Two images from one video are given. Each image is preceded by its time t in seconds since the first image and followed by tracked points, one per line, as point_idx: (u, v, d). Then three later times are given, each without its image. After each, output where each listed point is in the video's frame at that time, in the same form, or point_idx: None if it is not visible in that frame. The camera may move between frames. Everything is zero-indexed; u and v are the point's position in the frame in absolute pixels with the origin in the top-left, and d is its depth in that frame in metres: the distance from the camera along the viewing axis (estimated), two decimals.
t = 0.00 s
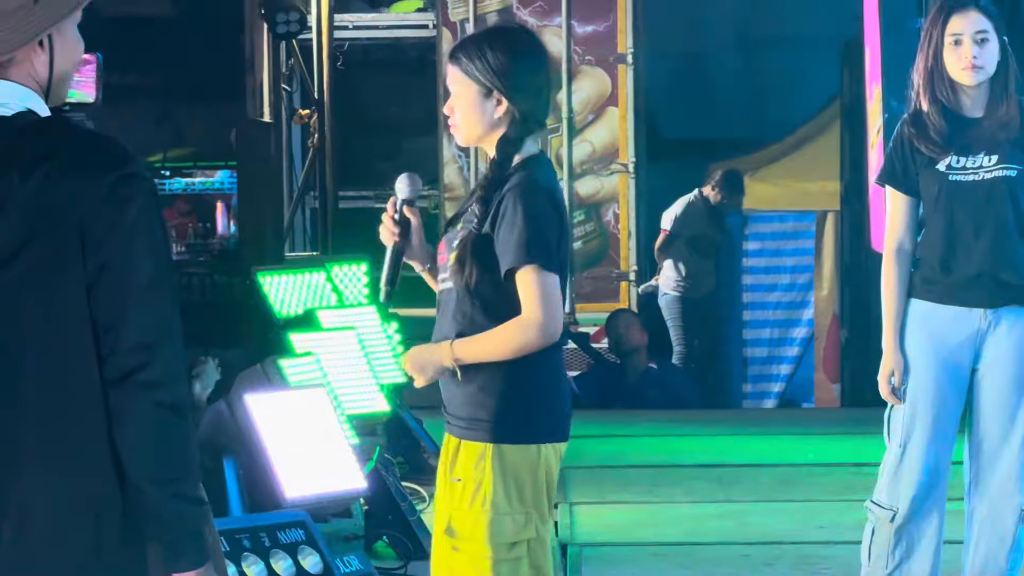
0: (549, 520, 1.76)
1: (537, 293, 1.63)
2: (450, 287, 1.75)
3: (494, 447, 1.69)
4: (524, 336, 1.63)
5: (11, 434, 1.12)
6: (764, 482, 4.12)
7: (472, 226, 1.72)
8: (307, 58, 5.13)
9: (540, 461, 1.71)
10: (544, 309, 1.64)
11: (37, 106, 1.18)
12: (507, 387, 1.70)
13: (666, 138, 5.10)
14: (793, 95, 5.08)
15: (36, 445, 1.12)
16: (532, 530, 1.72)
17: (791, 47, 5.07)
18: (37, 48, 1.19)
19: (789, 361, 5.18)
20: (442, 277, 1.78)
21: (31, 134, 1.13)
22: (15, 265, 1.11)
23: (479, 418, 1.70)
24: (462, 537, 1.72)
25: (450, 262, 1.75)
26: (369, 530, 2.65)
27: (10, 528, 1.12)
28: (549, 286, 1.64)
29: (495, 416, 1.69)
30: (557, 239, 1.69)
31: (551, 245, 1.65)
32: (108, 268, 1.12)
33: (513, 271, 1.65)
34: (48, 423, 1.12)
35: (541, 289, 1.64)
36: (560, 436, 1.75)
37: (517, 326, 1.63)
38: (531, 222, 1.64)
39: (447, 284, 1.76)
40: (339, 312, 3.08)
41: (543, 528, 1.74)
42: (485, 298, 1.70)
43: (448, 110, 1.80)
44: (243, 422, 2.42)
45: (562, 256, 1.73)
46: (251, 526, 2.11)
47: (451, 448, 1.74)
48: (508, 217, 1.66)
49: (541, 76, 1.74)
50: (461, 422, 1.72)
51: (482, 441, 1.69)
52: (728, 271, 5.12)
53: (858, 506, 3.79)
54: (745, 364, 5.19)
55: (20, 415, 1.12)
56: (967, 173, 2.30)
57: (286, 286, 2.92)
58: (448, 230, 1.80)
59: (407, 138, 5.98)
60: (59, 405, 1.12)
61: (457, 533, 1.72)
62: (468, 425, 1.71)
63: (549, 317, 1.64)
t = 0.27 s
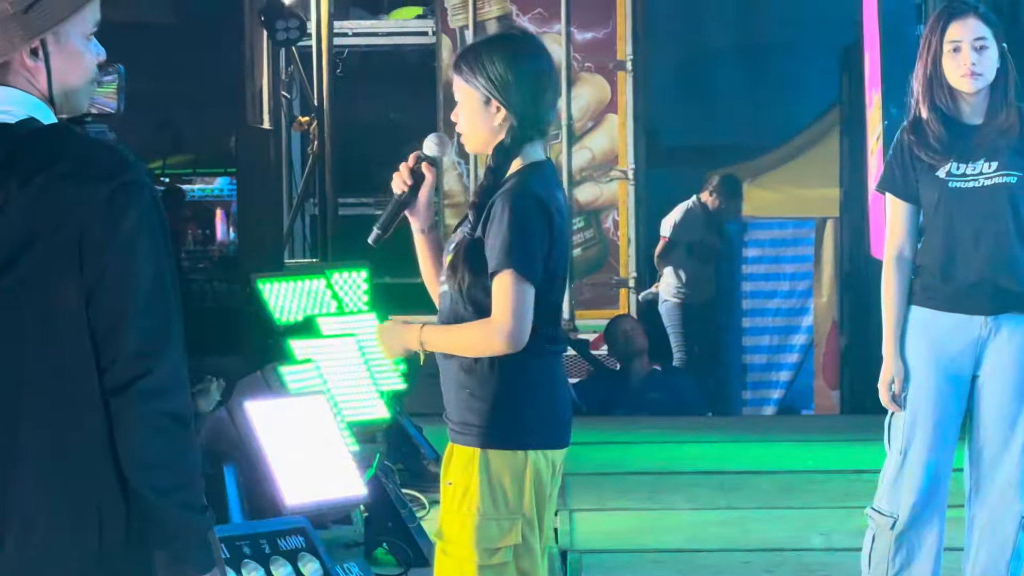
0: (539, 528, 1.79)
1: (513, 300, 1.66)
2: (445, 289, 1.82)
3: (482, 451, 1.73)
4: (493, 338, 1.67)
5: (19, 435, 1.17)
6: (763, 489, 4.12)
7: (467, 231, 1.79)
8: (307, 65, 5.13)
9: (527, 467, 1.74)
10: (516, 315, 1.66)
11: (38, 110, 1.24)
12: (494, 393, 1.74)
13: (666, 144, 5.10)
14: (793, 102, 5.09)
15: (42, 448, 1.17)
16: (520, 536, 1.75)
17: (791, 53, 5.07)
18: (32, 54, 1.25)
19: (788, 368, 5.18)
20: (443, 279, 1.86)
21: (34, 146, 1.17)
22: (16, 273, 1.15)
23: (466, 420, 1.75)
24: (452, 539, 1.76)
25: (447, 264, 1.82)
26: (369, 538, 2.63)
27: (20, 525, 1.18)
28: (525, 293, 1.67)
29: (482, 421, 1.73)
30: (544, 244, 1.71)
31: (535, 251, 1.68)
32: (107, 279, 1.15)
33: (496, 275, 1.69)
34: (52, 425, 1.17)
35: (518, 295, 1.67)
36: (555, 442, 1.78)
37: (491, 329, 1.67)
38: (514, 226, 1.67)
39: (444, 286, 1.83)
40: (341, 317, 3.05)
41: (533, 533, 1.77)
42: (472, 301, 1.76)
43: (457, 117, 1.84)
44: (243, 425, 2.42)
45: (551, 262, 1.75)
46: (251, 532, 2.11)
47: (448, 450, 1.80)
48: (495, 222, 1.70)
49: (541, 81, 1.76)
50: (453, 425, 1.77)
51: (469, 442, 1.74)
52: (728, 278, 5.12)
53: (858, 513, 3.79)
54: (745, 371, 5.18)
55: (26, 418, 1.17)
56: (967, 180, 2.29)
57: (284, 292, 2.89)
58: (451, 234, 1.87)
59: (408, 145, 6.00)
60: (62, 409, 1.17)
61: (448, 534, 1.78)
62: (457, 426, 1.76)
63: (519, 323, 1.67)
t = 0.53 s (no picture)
0: (543, 535, 1.78)
1: (519, 303, 1.66)
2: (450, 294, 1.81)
3: (486, 458, 1.73)
4: (505, 342, 1.67)
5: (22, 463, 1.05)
6: (765, 496, 4.11)
7: (473, 237, 1.79)
8: (307, 72, 5.14)
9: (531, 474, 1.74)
10: (524, 319, 1.66)
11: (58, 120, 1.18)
12: (498, 399, 1.73)
13: (666, 151, 5.11)
14: (793, 109, 5.10)
15: (47, 474, 1.05)
16: (525, 542, 1.74)
17: (791, 61, 5.09)
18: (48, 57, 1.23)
19: (789, 375, 5.18)
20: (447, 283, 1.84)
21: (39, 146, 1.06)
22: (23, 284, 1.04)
23: (471, 426, 1.74)
24: (457, 547, 1.75)
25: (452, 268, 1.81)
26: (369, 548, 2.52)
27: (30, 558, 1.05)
28: (531, 297, 1.67)
29: (486, 427, 1.72)
30: (550, 248, 1.71)
31: (540, 255, 1.68)
32: (120, 288, 1.04)
33: (501, 280, 1.69)
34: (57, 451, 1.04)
35: (524, 299, 1.66)
36: (560, 451, 1.77)
37: (496, 333, 1.67)
38: (519, 230, 1.67)
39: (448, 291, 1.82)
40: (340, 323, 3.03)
41: (536, 540, 1.76)
42: (478, 306, 1.75)
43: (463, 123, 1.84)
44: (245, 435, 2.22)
45: (558, 263, 1.76)
46: (255, 538, 1.97)
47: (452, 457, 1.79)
48: (499, 226, 1.70)
49: (549, 87, 1.76)
50: (457, 431, 1.77)
51: (473, 449, 1.73)
52: (729, 284, 5.12)
53: (860, 520, 3.78)
54: (745, 377, 5.19)
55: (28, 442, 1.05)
56: (968, 186, 2.30)
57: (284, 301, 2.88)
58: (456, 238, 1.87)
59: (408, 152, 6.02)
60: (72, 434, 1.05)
61: (451, 540, 1.77)
62: (462, 432, 1.75)
63: (527, 328, 1.67)
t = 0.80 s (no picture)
0: (546, 537, 1.79)
1: (530, 301, 1.67)
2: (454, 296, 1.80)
3: (489, 461, 1.72)
4: (518, 344, 1.67)
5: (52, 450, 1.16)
6: (764, 501, 4.10)
7: (474, 239, 1.78)
8: (306, 77, 5.14)
9: (534, 478, 1.74)
10: (535, 317, 1.66)
11: (90, 127, 1.22)
12: (502, 401, 1.73)
13: (666, 156, 5.11)
14: (793, 113, 5.10)
15: (76, 464, 1.16)
16: (528, 545, 1.76)
17: (791, 65, 5.09)
18: (106, 70, 1.24)
19: (788, 380, 5.17)
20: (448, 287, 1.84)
21: (74, 161, 1.18)
22: (57, 288, 1.15)
23: (475, 431, 1.73)
24: (459, 552, 1.75)
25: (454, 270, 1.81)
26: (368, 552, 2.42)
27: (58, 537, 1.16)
28: (540, 294, 1.67)
29: (490, 430, 1.72)
30: (552, 248, 1.72)
31: (542, 254, 1.68)
32: (147, 295, 1.16)
33: (508, 278, 1.69)
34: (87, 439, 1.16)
35: (532, 297, 1.67)
36: (563, 456, 1.76)
37: (507, 331, 1.67)
38: (520, 229, 1.68)
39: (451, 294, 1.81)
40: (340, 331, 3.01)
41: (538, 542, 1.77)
42: (484, 307, 1.75)
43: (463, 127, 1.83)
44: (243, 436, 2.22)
45: (561, 264, 1.76)
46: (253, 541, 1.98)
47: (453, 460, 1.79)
48: (501, 226, 1.71)
49: (548, 91, 1.76)
50: (459, 435, 1.76)
51: (476, 453, 1.73)
52: (728, 289, 5.12)
53: (860, 525, 3.77)
54: (744, 383, 5.17)
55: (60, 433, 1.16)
56: (968, 191, 2.30)
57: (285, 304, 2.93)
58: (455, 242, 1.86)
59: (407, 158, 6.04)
60: (100, 425, 1.16)
61: (452, 544, 1.77)
62: (465, 437, 1.75)
63: (538, 325, 1.67)
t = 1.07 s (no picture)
0: (545, 541, 1.78)
1: (530, 309, 1.66)
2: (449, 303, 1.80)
3: (488, 465, 1.72)
4: (517, 350, 1.66)
5: (80, 461, 1.12)
6: (765, 505, 4.09)
7: (468, 245, 1.77)
8: (304, 81, 5.15)
9: (532, 480, 1.73)
10: (535, 324, 1.66)
11: (116, 130, 1.18)
12: (502, 405, 1.72)
13: (664, 160, 5.12)
14: (790, 117, 5.12)
15: (104, 472, 1.12)
16: (525, 550, 1.74)
17: (789, 69, 5.11)
18: (140, 72, 1.20)
19: (786, 384, 5.17)
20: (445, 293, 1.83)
21: (100, 163, 1.14)
22: (87, 292, 1.11)
23: (474, 434, 1.73)
24: (457, 555, 1.75)
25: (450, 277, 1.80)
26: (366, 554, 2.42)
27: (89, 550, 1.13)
28: (539, 301, 1.67)
29: (490, 434, 1.72)
30: (548, 253, 1.71)
31: (539, 260, 1.68)
32: (179, 297, 1.11)
33: (505, 284, 1.68)
34: (117, 448, 1.12)
35: (530, 305, 1.66)
36: (562, 459, 1.76)
37: (507, 338, 1.67)
38: (516, 236, 1.67)
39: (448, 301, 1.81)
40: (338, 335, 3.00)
41: (536, 547, 1.76)
42: (482, 313, 1.74)
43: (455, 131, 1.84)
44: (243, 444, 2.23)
45: (558, 271, 1.75)
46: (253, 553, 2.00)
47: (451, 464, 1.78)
48: (497, 232, 1.70)
49: (541, 96, 1.76)
50: (458, 439, 1.76)
51: (476, 456, 1.72)
52: (727, 292, 5.12)
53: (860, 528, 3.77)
54: (742, 387, 5.18)
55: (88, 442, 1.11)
56: (966, 195, 2.29)
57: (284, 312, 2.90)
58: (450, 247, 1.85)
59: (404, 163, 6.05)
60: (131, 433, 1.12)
61: (452, 549, 1.76)
62: (464, 440, 1.74)
63: (538, 331, 1.67)
